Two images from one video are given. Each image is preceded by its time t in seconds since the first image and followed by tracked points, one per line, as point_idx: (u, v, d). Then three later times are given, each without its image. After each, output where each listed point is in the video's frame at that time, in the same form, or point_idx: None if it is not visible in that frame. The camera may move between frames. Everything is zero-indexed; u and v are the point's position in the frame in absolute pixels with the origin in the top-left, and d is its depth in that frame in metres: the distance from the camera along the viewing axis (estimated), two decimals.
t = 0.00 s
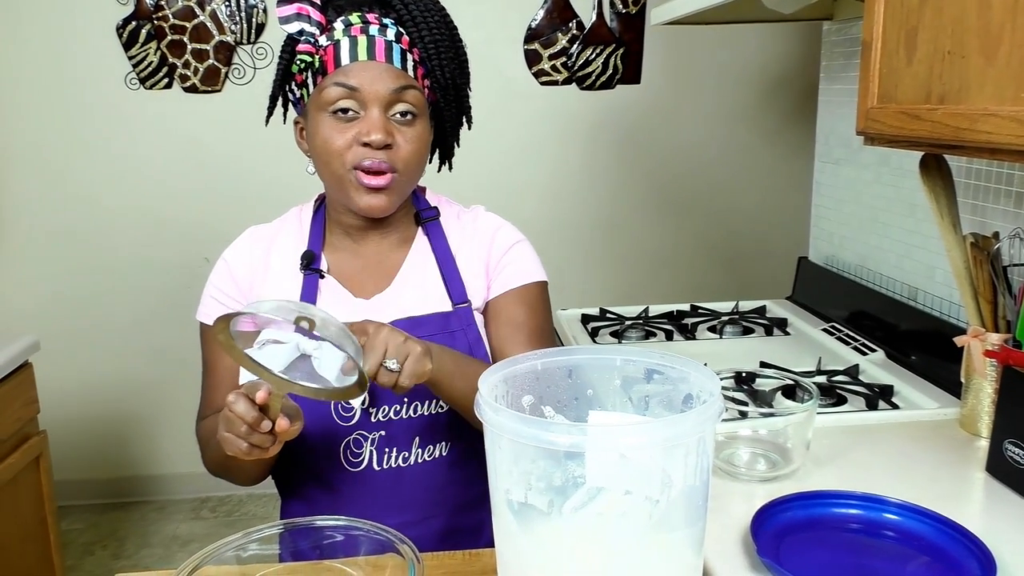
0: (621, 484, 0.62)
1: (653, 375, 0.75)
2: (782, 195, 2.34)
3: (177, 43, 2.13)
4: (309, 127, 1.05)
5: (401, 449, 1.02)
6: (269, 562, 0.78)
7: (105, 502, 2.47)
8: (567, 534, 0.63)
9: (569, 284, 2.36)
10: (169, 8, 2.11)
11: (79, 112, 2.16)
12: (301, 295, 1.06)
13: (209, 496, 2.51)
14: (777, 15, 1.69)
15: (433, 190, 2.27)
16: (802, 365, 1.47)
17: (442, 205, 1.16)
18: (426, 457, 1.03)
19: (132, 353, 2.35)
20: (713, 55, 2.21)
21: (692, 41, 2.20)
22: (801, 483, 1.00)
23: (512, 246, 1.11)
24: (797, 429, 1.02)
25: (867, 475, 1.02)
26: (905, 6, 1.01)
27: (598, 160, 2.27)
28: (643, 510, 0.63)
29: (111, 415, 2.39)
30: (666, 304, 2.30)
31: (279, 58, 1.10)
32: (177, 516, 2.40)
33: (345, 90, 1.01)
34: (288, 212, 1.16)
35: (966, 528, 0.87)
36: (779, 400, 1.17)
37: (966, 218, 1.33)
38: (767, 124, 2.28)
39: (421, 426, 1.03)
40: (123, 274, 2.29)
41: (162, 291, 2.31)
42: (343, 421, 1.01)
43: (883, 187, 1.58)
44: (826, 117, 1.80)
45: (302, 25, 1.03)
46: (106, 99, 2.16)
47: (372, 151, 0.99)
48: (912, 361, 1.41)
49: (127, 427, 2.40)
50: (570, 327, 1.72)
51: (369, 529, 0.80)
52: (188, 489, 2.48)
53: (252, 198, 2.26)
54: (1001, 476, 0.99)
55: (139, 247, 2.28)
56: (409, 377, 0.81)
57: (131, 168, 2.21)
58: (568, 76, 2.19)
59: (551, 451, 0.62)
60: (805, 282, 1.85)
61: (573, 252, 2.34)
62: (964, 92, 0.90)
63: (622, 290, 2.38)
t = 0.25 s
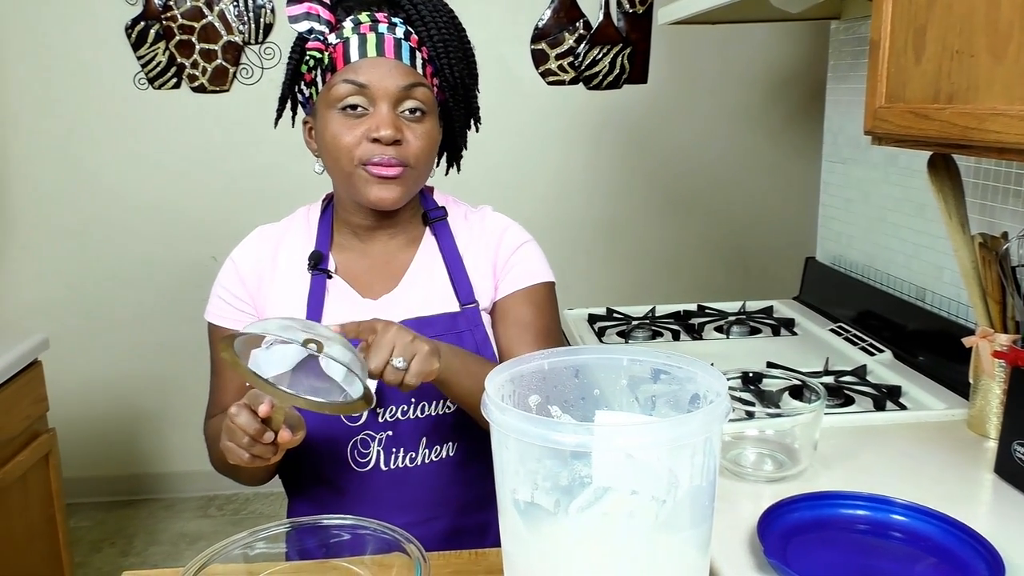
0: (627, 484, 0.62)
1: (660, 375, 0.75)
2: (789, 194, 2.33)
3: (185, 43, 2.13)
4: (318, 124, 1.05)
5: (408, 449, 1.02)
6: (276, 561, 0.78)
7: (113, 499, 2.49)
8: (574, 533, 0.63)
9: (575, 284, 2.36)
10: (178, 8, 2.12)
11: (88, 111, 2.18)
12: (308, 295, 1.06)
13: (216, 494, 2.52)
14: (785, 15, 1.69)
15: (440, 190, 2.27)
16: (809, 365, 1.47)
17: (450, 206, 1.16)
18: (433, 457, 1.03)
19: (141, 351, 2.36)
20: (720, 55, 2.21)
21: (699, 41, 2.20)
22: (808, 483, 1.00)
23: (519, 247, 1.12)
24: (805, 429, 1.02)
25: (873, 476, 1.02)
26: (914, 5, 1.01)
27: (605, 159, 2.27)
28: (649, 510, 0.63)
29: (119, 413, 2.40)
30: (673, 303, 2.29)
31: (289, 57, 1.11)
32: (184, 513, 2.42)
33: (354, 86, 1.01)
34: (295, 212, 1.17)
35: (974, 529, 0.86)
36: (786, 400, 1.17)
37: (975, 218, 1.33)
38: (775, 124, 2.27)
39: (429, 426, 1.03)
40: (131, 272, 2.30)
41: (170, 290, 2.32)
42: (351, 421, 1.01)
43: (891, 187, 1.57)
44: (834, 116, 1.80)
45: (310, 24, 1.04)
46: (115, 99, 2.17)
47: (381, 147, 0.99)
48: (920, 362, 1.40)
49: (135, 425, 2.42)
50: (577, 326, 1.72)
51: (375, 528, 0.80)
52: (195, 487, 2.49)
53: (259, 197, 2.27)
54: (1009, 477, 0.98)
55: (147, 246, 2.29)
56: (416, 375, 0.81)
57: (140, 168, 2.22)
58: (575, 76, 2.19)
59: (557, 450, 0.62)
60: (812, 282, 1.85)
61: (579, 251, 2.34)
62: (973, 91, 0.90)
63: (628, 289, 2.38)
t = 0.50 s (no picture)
0: (635, 484, 0.62)
1: (667, 376, 0.75)
2: (796, 195, 2.33)
3: (194, 44, 2.15)
4: (318, 123, 1.06)
5: (416, 452, 1.02)
6: (283, 562, 0.79)
7: (122, 499, 2.50)
8: (581, 534, 0.63)
9: (582, 285, 2.36)
10: (187, 10, 2.13)
11: (98, 113, 2.19)
12: (315, 297, 1.07)
13: (224, 495, 2.53)
14: (793, 15, 1.69)
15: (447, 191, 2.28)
16: (817, 366, 1.46)
17: (456, 207, 1.16)
18: (442, 459, 1.03)
19: (150, 352, 2.37)
20: (727, 55, 2.21)
21: (707, 41, 2.19)
22: (815, 484, 0.99)
23: (527, 249, 1.12)
24: (813, 430, 1.01)
25: (881, 476, 1.01)
26: (922, 5, 1.01)
27: (612, 160, 2.26)
28: (657, 511, 0.63)
29: (129, 413, 2.41)
30: (680, 304, 2.29)
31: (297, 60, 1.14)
32: (192, 514, 2.43)
33: (351, 84, 1.02)
34: (302, 214, 1.17)
35: (985, 531, 0.86)
36: (794, 401, 1.17)
37: (984, 218, 1.32)
38: (783, 125, 2.27)
39: (437, 428, 1.03)
40: (141, 273, 2.32)
41: (179, 291, 2.34)
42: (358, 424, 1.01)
43: (899, 188, 1.57)
44: (842, 116, 1.79)
45: (314, 26, 1.06)
46: (124, 100, 2.18)
47: (375, 143, 0.99)
48: (929, 363, 1.40)
49: (144, 425, 2.43)
50: (583, 327, 1.72)
51: (382, 529, 0.80)
52: (203, 487, 2.50)
53: (267, 198, 2.28)
54: (1020, 478, 0.98)
55: (156, 247, 2.30)
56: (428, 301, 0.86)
57: (149, 169, 2.24)
58: (582, 77, 2.19)
59: (564, 451, 0.62)
60: (820, 283, 1.84)
61: (586, 252, 2.34)
62: (982, 92, 0.90)
63: (635, 290, 2.38)
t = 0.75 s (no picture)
0: (638, 487, 0.62)
1: (670, 378, 0.75)
2: (800, 198, 2.33)
3: (199, 47, 2.16)
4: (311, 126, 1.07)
5: (421, 453, 1.03)
6: (288, 565, 0.79)
7: (127, 503, 2.51)
8: (585, 536, 0.63)
9: (585, 287, 2.36)
10: (192, 13, 2.14)
11: (104, 117, 2.20)
12: (319, 301, 1.07)
13: (229, 498, 2.54)
14: (797, 17, 1.69)
15: (450, 194, 2.28)
16: (821, 368, 1.46)
17: (458, 209, 1.17)
18: (445, 461, 1.04)
19: (156, 355, 2.38)
20: (731, 58, 2.21)
21: (710, 43, 2.20)
22: (820, 486, 0.99)
23: (528, 250, 1.12)
24: (817, 432, 1.01)
25: (886, 478, 1.01)
26: (926, 7, 1.01)
27: (615, 162, 2.27)
28: (661, 513, 0.63)
29: (134, 416, 2.42)
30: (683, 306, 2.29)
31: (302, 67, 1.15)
32: (197, 517, 2.43)
33: (339, 88, 1.02)
34: (304, 218, 1.17)
35: (990, 532, 0.86)
36: (798, 402, 1.16)
37: (988, 220, 1.32)
38: (787, 127, 2.27)
39: (441, 430, 1.03)
40: (146, 276, 2.32)
41: (183, 295, 2.34)
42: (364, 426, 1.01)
43: (903, 189, 1.57)
44: (845, 118, 1.79)
45: (314, 30, 1.06)
46: (129, 103, 2.19)
47: (357, 148, 1.00)
48: (933, 364, 1.40)
49: (150, 428, 2.44)
50: (587, 330, 1.72)
51: (386, 532, 0.80)
52: (208, 490, 2.51)
53: (271, 202, 2.28)
54: None
55: (161, 250, 2.31)
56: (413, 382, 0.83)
57: (154, 173, 2.25)
58: (585, 79, 2.19)
59: (567, 453, 0.62)
60: (823, 285, 1.84)
61: (589, 255, 2.34)
62: (986, 95, 0.90)
63: (638, 292, 2.38)
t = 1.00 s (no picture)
0: (635, 489, 0.62)
1: (666, 380, 0.75)
2: (796, 200, 2.33)
3: (195, 50, 2.15)
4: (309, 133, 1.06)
5: (414, 457, 1.03)
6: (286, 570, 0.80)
7: (124, 508, 2.50)
8: (582, 539, 0.63)
9: (582, 290, 2.36)
10: (188, 16, 2.14)
11: (99, 121, 2.20)
12: (314, 306, 1.07)
13: (226, 503, 2.53)
14: (792, 19, 1.69)
15: (447, 197, 2.28)
16: (817, 369, 1.46)
17: (452, 212, 1.17)
18: (439, 465, 1.04)
19: (152, 360, 2.38)
20: (726, 60, 2.21)
21: (706, 46, 2.20)
22: (818, 487, 0.99)
23: (523, 254, 1.12)
24: (813, 433, 1.02)
25: (881, 478, 1.01)
26: (921, 9, 1.01)
27: (611, 165, 2.27)
28: (658, 515, 0.63)
29: (130, 421, 2.41)
30: (680, 309, 2.29)
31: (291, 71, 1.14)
32: (194, 522, 2.43)
33: (340, 96, 1.02)
34: (298, 222, 1.17)
35: (987, 532, 0.86)
36: (795, 404, 1.15)
37: (983, 221, 1.32)
38: (782, 129, 2.28)
39: (435, 434, 1.03)
40: (142, 281, 2.32)
41: (180, 299, 2.34)
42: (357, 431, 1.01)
43: (899, 191, 1.57)
44: (840, 120, 1.80)
45: (307, 35, 1.06)
46: (125, 107, 2.19)
47: (362, 156, 1.00)
48: (929, 365, 1.40)
49: (146, 433, 2.43)
50: (583, 333, 1.72)
51: (382, 536, 0.80)
52: (206, 495, 2.50)
53: (268, 206, 2.28)
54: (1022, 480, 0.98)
55: (157, 255, 2.30)
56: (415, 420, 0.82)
57: (150, 177, 2.24)
58: (581, 82, 2.20)
59: (564, 456, 0.62)
60: (819, 287, 1.84)
61: (586, 258, 2.34)
62: (981, 98, 0.90)
63: (635, 295, 2.38)
